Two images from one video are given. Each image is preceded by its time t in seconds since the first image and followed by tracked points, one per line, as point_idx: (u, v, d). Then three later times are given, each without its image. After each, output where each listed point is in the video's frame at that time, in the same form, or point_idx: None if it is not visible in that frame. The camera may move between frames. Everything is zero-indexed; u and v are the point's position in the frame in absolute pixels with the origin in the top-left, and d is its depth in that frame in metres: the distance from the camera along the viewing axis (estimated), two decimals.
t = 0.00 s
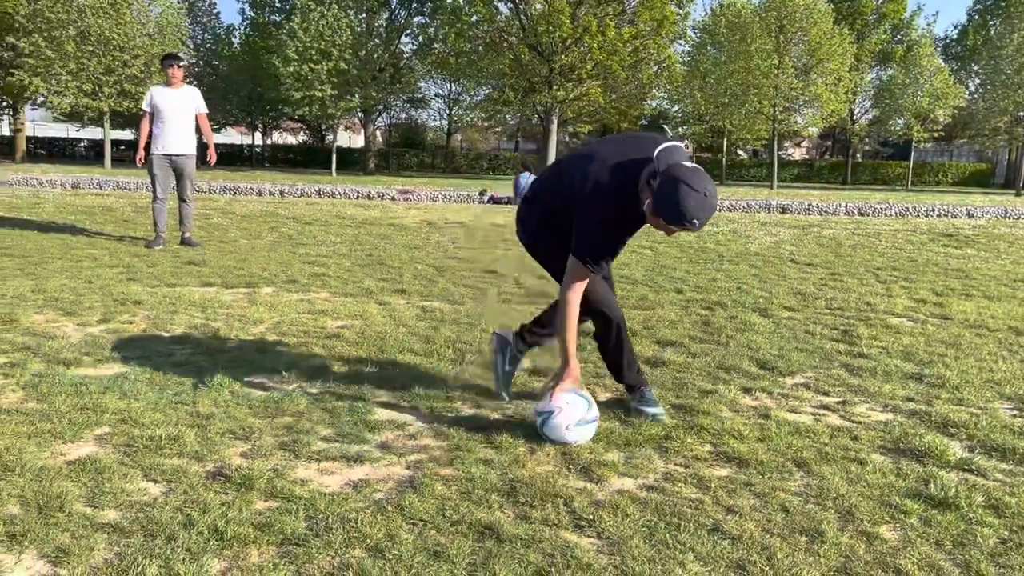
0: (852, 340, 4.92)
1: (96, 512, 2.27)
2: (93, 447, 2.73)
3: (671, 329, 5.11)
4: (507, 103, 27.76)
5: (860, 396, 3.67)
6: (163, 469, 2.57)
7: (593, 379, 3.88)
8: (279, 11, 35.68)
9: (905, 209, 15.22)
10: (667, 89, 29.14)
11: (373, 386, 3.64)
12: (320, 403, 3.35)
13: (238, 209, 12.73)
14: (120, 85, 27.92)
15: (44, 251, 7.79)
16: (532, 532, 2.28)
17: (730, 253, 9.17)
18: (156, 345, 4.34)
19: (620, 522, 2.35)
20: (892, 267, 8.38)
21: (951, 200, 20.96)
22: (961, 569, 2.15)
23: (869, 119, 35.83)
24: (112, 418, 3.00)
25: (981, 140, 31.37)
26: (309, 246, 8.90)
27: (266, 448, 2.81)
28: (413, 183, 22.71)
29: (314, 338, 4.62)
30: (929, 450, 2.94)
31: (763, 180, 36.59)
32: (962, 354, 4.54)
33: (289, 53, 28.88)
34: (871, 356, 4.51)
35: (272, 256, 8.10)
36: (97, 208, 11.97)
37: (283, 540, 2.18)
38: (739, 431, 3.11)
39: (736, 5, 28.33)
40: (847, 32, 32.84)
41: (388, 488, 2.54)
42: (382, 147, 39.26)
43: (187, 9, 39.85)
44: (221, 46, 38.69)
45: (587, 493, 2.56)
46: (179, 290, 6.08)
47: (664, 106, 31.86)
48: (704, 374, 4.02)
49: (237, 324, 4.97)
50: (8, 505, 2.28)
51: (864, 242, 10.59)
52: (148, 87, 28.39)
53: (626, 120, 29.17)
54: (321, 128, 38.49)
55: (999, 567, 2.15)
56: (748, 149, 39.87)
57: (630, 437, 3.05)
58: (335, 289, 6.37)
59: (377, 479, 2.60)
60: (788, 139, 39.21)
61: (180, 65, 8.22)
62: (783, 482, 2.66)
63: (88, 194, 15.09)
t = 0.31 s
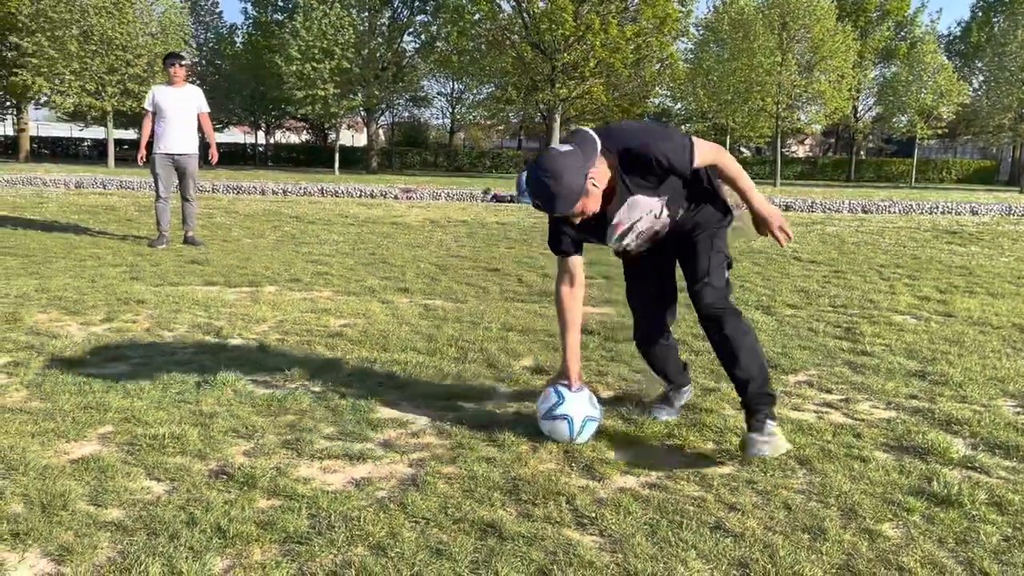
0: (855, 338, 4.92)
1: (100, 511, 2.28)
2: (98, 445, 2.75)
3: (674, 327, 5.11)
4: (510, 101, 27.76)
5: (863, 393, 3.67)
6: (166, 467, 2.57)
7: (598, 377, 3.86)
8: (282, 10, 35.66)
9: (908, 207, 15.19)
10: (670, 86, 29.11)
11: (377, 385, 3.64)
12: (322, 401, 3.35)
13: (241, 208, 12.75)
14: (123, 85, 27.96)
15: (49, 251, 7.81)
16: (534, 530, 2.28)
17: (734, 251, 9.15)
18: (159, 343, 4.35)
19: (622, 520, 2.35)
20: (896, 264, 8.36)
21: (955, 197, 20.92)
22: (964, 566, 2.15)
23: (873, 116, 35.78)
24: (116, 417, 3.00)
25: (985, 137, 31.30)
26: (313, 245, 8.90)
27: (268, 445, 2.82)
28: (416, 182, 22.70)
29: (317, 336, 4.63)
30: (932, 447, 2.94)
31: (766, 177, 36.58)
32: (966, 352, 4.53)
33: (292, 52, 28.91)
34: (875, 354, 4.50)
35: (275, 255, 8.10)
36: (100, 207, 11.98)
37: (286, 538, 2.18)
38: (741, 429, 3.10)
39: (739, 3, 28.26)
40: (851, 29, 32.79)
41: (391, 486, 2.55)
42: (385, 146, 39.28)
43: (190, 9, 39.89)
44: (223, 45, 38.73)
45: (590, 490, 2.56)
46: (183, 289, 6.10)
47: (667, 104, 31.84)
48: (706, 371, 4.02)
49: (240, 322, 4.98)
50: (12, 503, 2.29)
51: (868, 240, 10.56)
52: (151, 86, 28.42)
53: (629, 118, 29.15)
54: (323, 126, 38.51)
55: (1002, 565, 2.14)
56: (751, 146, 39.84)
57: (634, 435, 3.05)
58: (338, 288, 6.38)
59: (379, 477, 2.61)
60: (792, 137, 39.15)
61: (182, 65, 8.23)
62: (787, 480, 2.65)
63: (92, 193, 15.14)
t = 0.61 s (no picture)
0: (857, 337, 4.91)
1: (102, 510, 2.29)
2: (100, 444, 2.75)
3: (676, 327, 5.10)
4: (511, 100, 27.73)
5: (865, 393, 3.66)
6: (168, 466, 2.57)
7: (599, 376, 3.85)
8: (284, 10, 35.67)
9: (911, 206, 15.17)
10: (671, 85, 29.12)
11: (379, 384, 3.64)
12: (325, 401, 3.35)
13: (244, 207, 12.77)
14: (126, 84, 28.01)
15: (51, 250, 7.83)
16: (536, 528, 2.28)
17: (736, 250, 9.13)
18: (161, 343, 4.35)
19: (623, 518, 2.35)
20: (898, 263, 8.37)
21: (957, 196, 20.88)
22: (965, 564, 2.15)
23: (875, 114, 35.78)
24: (118, 416, 3.01)
25: (988, 136, 31.24)
26: (314, 245, 8.90)
27: (270, 445, 2.82)
28: (418, 181, 22.71)
29: (319, 336, 4.64)
30: (934, 446, 2.93)
31: (767, 176, 36.56)
32: (968, 351, 4.52)
33: (294, 52, 28.91)
34: (877, 353, 4.50)
35: (277, 254, 8.09)
36: (103, 207, 12.00)
37: (288, 537, 2.18)
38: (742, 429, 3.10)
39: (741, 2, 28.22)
40: (853, 29, 32.77)
41: (392, 485, 2.55)
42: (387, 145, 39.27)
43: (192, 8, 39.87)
44: (225, 45, 38.76)
45: (593, 490, 2.56)
46: (185, 289, 6.10)
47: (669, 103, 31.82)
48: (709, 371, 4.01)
49: (242, 321, 4.99)
50: (15, 502, 2.29)
51: (870, 239, 10.54)
52: (154, 86, 28.46)
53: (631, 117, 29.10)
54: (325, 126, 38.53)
55: (1004, 563, 2.14)
56: (752, 145, 39.82)
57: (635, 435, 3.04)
58: (340, 287, 6.38)
59: (381, 476, 2.61)
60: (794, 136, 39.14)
61: (184, 64, 8.23)
62: (789, 479, 2.65)
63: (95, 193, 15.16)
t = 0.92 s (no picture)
0: (859, 338, 4.91)
1: (103, 511, 2.29)
2: (101, 445, 2.75)
3: (678, 327, 5.10)
4: (513, 101, 27.73)
5: (867, 394, 3.66)
6: (169, 467, 2.57)
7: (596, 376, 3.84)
8: (285, 10, 35.66)
9: (913, 206, 15.16)
10: (672, 85, 29.13)
11: (381, 384, 3.64)
12: (326, 401, 3.35)
13: (245, 207, 12.78)
14: (128, 84, 28.02)
15: (53, 250, 7.84)
16: (537, 530, 2.28)
17: (737, 251, 9.14)
18: (162, 344, 4.35)
19: (624, 519, 2.35)
20: (899, 264, 8.36)
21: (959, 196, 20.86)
22: (968, 566, 2.14)
23: (877, 115, 35.82)
24: (119, 417, 3.01)
25: (989, 137, 31.19)
26: (316, 245, 8.90)
27: (272, 445, 2.82)
28: (420, 181, 22.73)
29: (321, 336, 4.64)
30: (935, 447, 2.93)
31: (769, 176, 36.53)
32: (970, 352, 4.52)
33: (296, 52, 28.92)
34: (878, 354, 4.49)
35: (278, 255, 8.10)
36: (104, 207, 12.02)
37: (289, 538, 2.18)
38: (744, 429, 3.09)
39: (742, 2, 28.20)
40: (854, 29, 32.77)
41: (394, 486, 2.54)
42: (388, 145, 39.30)
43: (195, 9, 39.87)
44: (227, 46, 38.82)
45: (593, 490, 2.56)
46: (186, 289, 6.11)
47: (670, 103, 31.82)
48: (711, 372, 4.00)
49: (244, 322, 4.99)
50: (16, 503, 2.29)
51: (872, 239, 10.53)
52: (156, 86, 28.49)
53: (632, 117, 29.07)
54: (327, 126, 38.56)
55: (1006, 565, 2.14)
56: (754, 145, 39.84)
57: (635, 434, 3.04)
58: (341, 288, 6.39)
59: (382, 477, 2.61)
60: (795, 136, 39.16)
61: (187, 64, 8.23)
62: (791, 480, 2.65)
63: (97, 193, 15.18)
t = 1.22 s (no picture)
0: (861, 339, 4.91)
1: (106, 510, 2.29)
2: (103, 445, 2.75)
3: (680, 329, 5.11)
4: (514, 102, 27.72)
5: (868, 396, 3.65)
6: (171, 467, 2.58)
7: (597, 379, 3.83)
8: (287, 11, 35.67)
9: (915, 208, 15.15)
10: (674, 88, 29.14)
11: (382, 386, 3.64)
12: (329, 402, 3.35)
13: (248, 209, 12.79)
14: (130, 86, 28.03)
15: (57, 251, 7.87)
16: (539, 531, 2.28)
17: (739, 252, 9.14)
18: (165, 344, 4.35)
19: (626, 521, 2.34)
20: (901, 266, 8.35)
21: (961, 198, 20.82)
22: (971, 569, 2.13)
23: (879, 117, 35.77)
24: (121, 417, 3.01)
25: (991, 139, 31.10)
26: (318, 246, 8.90)
27: (274, 446, 2.82)
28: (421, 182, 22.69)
29: (323, 337, 4.65)
30: (938, 449, 2.92)
31: (771, 178, 36.53)
32: (972, 353, 4.51)
33: (298, 54, 28.98)
34: (880, 355, 4.50)
35: (281, 256, 8.11)
36: (107, 208, 12.03)
37: (292, 539, 2.18)
38: (746, 430, 3.08)
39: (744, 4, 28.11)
40: (856, 32, 32.75)
41: (395, 487, 2.54)
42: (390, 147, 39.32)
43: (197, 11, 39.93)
44: (230, 47, 38.85)
45: (594, 491, 2.56)
46: (188, 290, 6.11)
47: (672, 105, 31.78)
48: (713, 373, 4.01)
49: (246, 323, 5.00)
50: (19, 502, 2.29)
51: (874, 241, 10.53)
52: (158, 88, 28.58)
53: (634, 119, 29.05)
54: (329, 128, 38.58)
55: (1009, 567, 2.13)
56: (755, 147, 39.82)
57: (637, 436, 3.03)
58: (343, 289, 6.40)
59: (384, 478, 2.61)
60: (797, 138, 39.14)
61: (192, 66, 8.23)
62: (792, 482, 2.64)
63: (99, 194, 15.19)
